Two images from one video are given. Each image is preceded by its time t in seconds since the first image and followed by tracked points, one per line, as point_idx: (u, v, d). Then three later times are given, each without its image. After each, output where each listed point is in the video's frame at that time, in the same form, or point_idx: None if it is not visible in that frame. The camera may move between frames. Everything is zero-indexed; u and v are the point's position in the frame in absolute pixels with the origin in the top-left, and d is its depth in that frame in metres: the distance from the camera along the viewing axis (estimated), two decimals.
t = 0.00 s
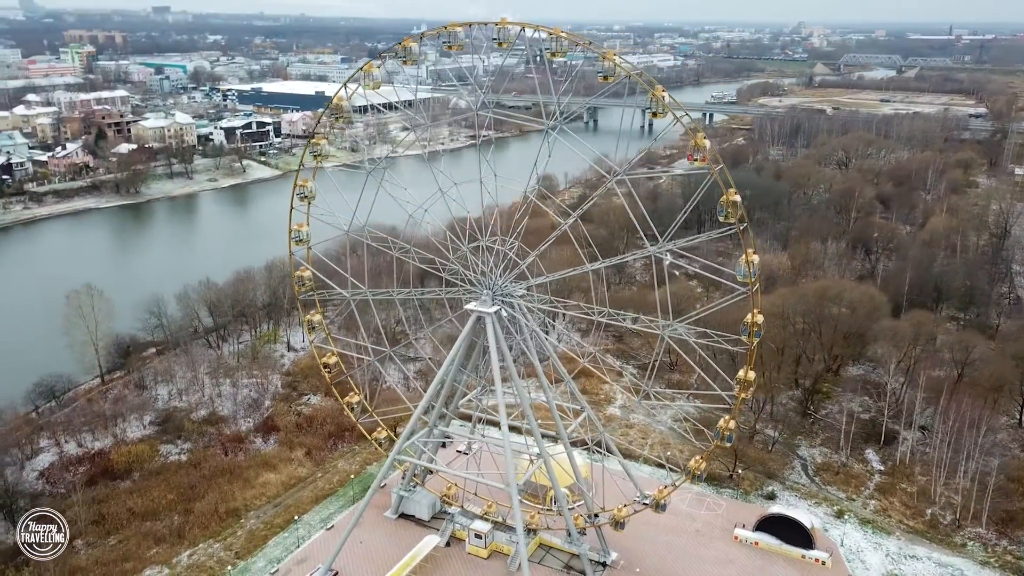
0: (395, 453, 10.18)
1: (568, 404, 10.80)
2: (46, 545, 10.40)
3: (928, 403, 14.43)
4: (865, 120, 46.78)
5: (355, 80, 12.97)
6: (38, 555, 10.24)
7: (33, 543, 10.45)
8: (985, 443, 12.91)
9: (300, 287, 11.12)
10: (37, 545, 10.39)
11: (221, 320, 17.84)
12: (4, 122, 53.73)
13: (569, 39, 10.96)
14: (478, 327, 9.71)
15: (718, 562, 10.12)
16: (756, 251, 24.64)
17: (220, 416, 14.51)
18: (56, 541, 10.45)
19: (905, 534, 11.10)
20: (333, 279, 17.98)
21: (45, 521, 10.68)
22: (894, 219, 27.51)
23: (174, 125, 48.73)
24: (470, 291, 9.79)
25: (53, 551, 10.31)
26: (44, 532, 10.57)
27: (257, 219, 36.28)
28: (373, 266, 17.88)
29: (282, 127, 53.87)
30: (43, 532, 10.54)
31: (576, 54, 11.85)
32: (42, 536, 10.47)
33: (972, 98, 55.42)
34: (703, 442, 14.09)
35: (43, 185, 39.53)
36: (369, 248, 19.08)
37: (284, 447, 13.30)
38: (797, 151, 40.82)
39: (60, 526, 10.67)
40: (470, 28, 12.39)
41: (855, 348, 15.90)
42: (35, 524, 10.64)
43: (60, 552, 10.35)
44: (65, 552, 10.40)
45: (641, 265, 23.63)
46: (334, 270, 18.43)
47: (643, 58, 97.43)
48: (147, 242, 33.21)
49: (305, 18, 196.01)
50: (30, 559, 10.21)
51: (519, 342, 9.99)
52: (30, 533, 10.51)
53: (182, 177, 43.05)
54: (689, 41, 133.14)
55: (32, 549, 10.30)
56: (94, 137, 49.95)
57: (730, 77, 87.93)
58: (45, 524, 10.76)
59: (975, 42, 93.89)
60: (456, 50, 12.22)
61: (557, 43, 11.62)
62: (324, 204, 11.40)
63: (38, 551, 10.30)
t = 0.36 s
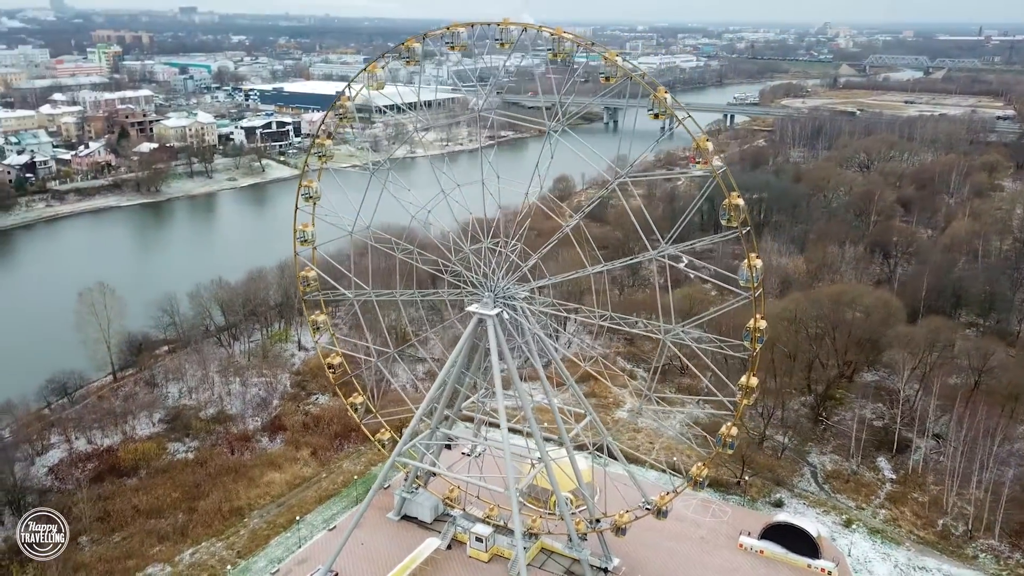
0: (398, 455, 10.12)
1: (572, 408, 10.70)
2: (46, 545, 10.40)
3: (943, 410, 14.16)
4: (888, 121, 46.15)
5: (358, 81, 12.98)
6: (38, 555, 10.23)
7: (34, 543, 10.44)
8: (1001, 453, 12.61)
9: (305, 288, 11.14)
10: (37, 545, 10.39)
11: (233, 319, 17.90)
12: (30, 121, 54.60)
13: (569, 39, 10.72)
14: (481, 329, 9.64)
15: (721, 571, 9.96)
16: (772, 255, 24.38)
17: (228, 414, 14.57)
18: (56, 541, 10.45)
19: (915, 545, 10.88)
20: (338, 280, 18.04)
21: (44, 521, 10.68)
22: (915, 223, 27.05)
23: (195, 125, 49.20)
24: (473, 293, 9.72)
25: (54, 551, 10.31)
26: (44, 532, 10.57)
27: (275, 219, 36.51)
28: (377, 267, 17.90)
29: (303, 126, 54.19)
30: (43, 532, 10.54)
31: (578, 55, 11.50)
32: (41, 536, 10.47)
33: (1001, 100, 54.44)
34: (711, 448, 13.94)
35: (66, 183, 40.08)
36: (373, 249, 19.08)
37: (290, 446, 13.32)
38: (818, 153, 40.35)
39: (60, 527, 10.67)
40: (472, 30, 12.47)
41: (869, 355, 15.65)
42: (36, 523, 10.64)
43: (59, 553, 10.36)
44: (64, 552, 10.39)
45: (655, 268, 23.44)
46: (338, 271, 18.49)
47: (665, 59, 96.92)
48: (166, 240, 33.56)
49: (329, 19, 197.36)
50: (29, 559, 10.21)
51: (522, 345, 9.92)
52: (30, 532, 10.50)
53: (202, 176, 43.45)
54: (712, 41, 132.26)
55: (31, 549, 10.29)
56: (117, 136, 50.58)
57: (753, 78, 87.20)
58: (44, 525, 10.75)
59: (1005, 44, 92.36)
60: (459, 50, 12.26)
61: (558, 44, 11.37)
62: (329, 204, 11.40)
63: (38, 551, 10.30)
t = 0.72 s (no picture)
0: (400, 456, 10.07)
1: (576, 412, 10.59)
2: (47, 545, 10.39)
3: (958, 418, 13.88)
4: (913, 123, 45.47)
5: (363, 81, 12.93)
6: (39, 555, 10.23)
7: (34, 543, 10.42)
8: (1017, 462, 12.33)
9: (309, 288, 11.14)
10: (37, 545, 10.38)
11: (245, 317, 17.96)
12: (56, 119, 55.42)
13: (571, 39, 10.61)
14: (482, 331, 9.57)
15: None
16: (790, 258, 24.09)
17: (237, 412, 14.62)
18: (56, 541, 10.44)
19: (925, 556, 10.66)
20: (345, 281, 17.98)
21: (44, 521, 10.63)
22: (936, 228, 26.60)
23: (216, 123, 49.62)
24: (476, 295, 9.64)
25: (54, 551, 10.30)
26: (44, 532, 10.53)
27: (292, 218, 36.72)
28: (382, 268, 17.81)
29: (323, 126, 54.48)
30: (43, 532, 10.50)
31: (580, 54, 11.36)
32: (41, 536, 10.44)
33: None
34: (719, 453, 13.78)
35: (88, 181, 40.59)
36: (378, 250, 18.99)
37: (296, 446, 13.34)
38: (840, 155, 39.86)
39: (60, 526, 10.65)
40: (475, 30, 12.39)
41: (884, 360, 15.37)
42: (36, 522, 10.60)
43: (59, 553, 10.34)
44: (64, 553, 10.37)
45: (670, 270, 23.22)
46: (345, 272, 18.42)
47: (688, 60, 96.37)
48: (186, 237, 33.89)
49: (353, 19, 198.50)
50: (29, 559, 10.21)
51: (524, 347, 9.85)
52: (29, 532, 10.47)
53: (222, 174, 43.80)
54: (737, 42, 131.25)
55: (31, 549, 10.29)
56: (139, 135, 51.18)
57: (777, 78, 86.32)
58: (45, 524, 10.70)
59: None
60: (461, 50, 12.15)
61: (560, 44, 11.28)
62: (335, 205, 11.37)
63: (38, 551, 10.30)
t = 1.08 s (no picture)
0: (400, 458, 10.03)
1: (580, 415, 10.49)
2: (46, 545, 10.32)
3: (974, 427, 13.60)
4: (938, 125, 44.78)
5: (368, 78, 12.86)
6: (37, 557, 10.14)
7: (33, 543, 10.34)
8: None
9: (314, 288, 11.15)
10: (37, 545, 10.30)
11: (256, 316, 18.02)
12: (81, 117, 56.18)
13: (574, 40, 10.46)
14: (484, 333, 9.50)
15: None
16: (807, 262, 23.81)
17: (246, 411, 14.68)
18: (56, 541, 10.36)
19: (936, 568, 10.45)
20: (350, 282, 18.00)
21: (45, 520, 10.56)
22: (959, 232, 26.15)
23: (237, 122, 49.99)
24: (477, 297, 9.57)
25: (53, 553, 10.21)
26: (43, 532, 10.45)
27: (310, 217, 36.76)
28: (388, 270, 17.81)
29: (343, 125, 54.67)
30: (43, 532, 10.43)
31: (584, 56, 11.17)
32: (41, 536, 10.36)
33: None
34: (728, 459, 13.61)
35: (110, 179, 41.05)
36: (384, 251, 18.99)
37: (303, 445, 13.36)
38: (864, 157, 39.33)
39: (60, 526, 10.57)
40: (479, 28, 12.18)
41: (899, 366, 15.09)
42: (35, 524, 10.52)
43: (59, 553, 10.27)
44: (63, 554, 10.28)
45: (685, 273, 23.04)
46: (350, 274, 18.45)
47: (711, 61, 95.72)
48: (205, 236, 34.10)
49: (376, 19, 199.43)
50: (29, 560, 10.13)
51: (527, 350, 9.78)
52: (29, 532, 10.39)
53: (241, 172, 44.12)
54: (762, 42, 130.13)
55: (31, 549, 10.22)
56: (161, 133, 51.73)
57: (801, 79, 85.42)
58: (45, 523, 10.63)
59: None
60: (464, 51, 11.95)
61: (565, 46, 11.08)
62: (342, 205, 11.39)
63: (38, 551, 10.23)
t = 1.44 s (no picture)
0: (403, 460, 9.99)
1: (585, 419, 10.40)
2: (46, 545, 10.31)
3: (992, 436, 13.30)
4: (967, 127, 43.97)
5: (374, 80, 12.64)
6: (37, 556, 10.14)
7: (33, 543, 10.32)
8: None
9: (321, 287, 11.14)
10: (37, 545, 10.29)
11: (270, 315, 18.10)
12: (106, 116, 56.94)
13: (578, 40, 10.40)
14: (488, 334, 9.46)
15: None
16: (826, 266, 23.49)
17: (256, 410, 14.74)
18: (56, 542, 10.36)
19: None
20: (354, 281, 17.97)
21: (44, 521, 10.54)
22: (983, 237, 25.64)
23: (259, 122, 50.38)
24: (480, 299, 9.51)
25: (52, 552, 10.22)
26: (44, 532, 10.45)
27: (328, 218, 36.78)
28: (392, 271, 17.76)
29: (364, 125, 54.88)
30: (43, 532, 10.42)
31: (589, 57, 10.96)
32: (42, 536, 10.35)
33: None
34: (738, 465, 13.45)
35: (132, 177, 41.56)
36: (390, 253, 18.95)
37: (311, 444, 13.39)
38: (888, 159, 38.76)
39: (60, 526, 10.55)
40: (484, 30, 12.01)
41: (915, 373, 14.83)
42: (35, 524, 10.52)
43: (60, 553, 10.29)
44: (64, 553, 10.30)
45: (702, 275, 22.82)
46: (353, 273, 18.41)
47: (736, 62, 94.95)
48: (225, 235, 34.32)
49: (401, 19, 200.31)
50: (29, 559, 10.12)
51: (531, 353, 9.73)
52: (29, 532, 10.38)
53: (262, 172, 44.44)
54: (788, 43, 128.89)
55: (31, 549, 10.20)
56: (185, 132, 52.30)
57: (828, 79, 84.28)
58: (45, 523, 10.62)
59: None
60: (469, 52, 11.74)
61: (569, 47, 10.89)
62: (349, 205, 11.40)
63: (38, 551, 10.22)
